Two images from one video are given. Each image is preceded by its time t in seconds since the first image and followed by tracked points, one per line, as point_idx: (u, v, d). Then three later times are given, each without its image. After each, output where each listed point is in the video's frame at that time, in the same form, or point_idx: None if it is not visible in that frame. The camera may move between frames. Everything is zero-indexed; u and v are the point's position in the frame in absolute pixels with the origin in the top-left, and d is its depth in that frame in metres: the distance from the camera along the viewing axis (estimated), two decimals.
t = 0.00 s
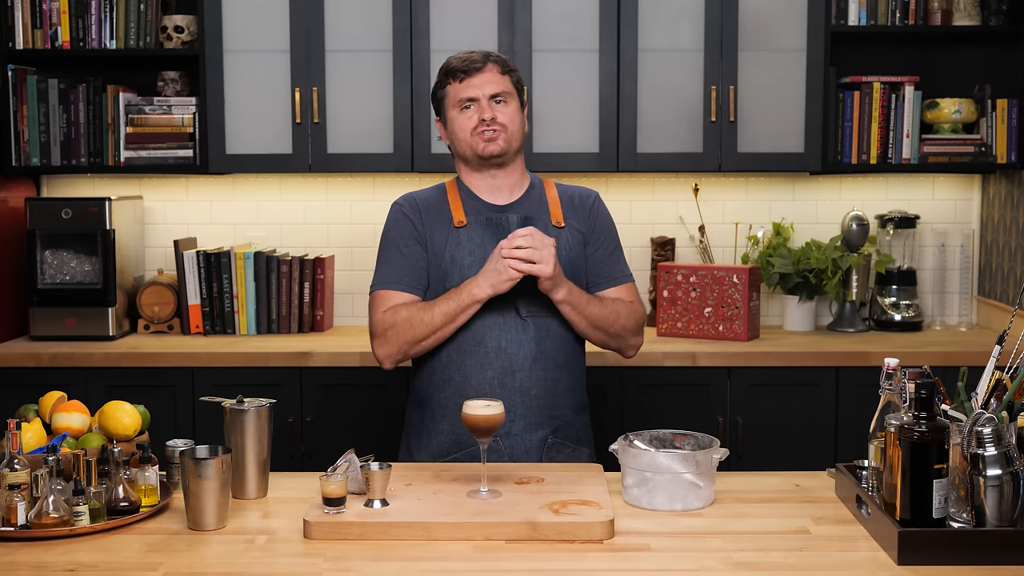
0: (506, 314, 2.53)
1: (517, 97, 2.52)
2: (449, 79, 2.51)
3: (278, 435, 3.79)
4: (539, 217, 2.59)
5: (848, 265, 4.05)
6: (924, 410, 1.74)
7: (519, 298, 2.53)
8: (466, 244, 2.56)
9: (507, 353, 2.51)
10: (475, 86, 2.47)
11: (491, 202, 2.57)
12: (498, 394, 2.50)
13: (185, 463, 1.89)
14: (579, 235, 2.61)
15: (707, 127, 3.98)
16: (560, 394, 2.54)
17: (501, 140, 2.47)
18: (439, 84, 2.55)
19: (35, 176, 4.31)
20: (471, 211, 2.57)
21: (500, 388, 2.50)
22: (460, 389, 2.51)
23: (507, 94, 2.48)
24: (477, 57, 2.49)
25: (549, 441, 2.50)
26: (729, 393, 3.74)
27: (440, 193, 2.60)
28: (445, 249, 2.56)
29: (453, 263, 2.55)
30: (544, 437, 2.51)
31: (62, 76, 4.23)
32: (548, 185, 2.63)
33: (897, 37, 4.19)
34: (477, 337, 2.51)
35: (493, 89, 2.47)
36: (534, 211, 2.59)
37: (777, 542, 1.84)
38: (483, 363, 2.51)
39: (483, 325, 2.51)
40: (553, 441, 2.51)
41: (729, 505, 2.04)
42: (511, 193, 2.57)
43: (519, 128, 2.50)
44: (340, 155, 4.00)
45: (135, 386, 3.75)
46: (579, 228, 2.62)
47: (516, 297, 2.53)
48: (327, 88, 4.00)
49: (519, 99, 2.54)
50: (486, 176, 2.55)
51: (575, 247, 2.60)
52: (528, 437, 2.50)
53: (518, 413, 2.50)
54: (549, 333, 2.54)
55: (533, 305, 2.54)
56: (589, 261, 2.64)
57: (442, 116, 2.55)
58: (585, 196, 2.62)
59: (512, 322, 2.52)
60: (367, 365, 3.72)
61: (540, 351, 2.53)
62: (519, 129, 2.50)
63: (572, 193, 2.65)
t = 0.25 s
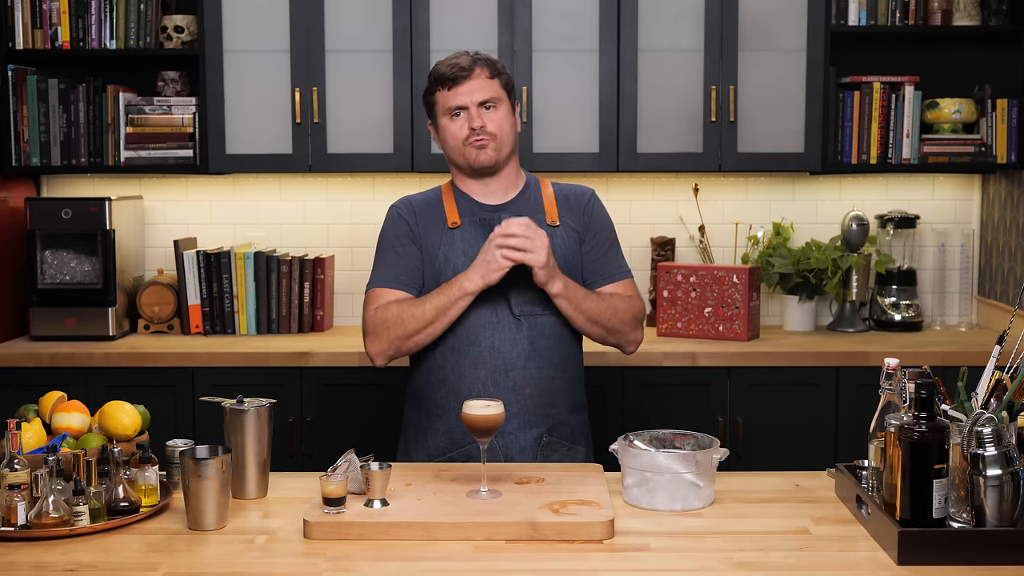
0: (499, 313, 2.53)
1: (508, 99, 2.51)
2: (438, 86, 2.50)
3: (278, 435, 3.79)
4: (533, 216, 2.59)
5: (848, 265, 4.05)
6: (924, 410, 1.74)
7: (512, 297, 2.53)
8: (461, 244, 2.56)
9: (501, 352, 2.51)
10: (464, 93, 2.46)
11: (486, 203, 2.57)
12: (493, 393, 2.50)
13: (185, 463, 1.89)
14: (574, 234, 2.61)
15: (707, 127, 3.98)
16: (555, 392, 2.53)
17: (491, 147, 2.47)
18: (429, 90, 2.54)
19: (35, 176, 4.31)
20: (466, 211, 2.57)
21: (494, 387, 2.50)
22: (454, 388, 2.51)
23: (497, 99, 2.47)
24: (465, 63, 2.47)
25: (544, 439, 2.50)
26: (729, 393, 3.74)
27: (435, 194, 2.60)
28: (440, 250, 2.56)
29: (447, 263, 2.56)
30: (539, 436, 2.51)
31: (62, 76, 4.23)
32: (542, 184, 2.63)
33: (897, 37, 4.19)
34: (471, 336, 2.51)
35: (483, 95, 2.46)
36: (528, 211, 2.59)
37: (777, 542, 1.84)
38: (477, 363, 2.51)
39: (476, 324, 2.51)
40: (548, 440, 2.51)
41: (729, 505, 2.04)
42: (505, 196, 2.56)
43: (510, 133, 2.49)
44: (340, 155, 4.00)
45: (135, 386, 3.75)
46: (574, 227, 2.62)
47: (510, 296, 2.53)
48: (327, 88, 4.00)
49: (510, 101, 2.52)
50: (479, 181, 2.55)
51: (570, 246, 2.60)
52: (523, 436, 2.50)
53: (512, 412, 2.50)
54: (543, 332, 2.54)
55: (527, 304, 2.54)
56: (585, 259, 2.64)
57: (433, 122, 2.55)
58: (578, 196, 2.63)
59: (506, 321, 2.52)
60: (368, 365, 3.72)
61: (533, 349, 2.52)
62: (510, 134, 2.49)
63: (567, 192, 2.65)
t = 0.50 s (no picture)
0: (493, 315, 2.53)
1: (504, 101, 2.50)
2: (434, 85, 2.49)
3: (277, 435, 3.79)
4: (528, 217, 2.59)
5: (848, 265, 4.05)
6: (924, 410, 1.74)
7: (506, 299, 2.54)
8: (454, 247, 2.56)
9: (496, 354, 2.52)
10: (460, 94, 2.45)
11: (481, 204, 2.57)
12: (488, 395, 2.51)
13: (185, 463, 1.89)
14: (569, 234, 2.62)
15: (707, 127, 3.98)
16: (551, 394, 2.53)
17: (488, 150, 2.46)
18: (424, 89, 2.52)
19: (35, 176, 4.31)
20: (460, 214, 2.57)
21: (489, 389, 2.51)
22: (449, 391, 2.51)
23: (492, 101, 2.46)
24: (462, 63, 2.46)
25: (539, 441, 2.50)
26: (728, 393, 3.74)
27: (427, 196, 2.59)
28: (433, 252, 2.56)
29: (441, 266, 2.55)
30: (535, 437, 2.50)
31: (62, 76, 4.23)
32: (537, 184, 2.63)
33: (897, 37, 4.19)
34: (466, 338, 2.52)
35: (479, 96, 2.45)
36: (523, 211, 2.59)
37: (777, 542, 1.84)
38: (472, 364, 2.51)
39: (471, 326, 2.52)
40: (544, 441, 2.50)
41: (729, 505, 2.04)
42: (500, 195, 2.58)
43: (505, 134, 2.49)
44: (340, 155, 4.00)
45: (135, 386, 3.75)
46: (569, 227, 2.62)
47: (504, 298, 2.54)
48: (327, 88, 4.00)
49: (505, 102, 2.52)
50: (474, 182, 2.56)
51: (565, 246, 2.61)
52: (519, 437, 2.49)
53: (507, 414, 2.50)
54: (537, 333, 2.54)
55: (521, 306, 2.54)
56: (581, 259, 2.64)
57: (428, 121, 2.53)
58: (579, 192, 2.61)
59: (500, 324, 2.53)
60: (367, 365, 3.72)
61: (528, 351, 2.52)
62: (506, 136, 2.49)
63: (561, 190, 2.65)
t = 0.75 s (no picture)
0: (489, 317, 2.53)
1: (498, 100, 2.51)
2: (429, 84, 2.49)
3: (277, 435, 3.79)
4: (524, 218, 2.59)
5: (848, 265, 4.05)
6: (924, 410, 1.74)
7: (502, 302, 2.54)
8: (450, 249, 2.56)
9: (492, 357, 2.52)
10: (455, 93, 2.45)
11: (475, 205, 2.58)
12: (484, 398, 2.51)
13: (185, 463, 1.89)
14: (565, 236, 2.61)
15: (707, 127, 3.98)
16: (548, 396, 2.53)
17: (483, 148, 2.46)
18: (419, 89, 2.52)
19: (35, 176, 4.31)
20: (455, 215, 2.57)
21: (485, 392, 2.51)
22: (446, 394, 2.52)
23: (487, 99, 2.46)
24: (457, 62, 2.46)
25: (536, 443, 2.50)
26: (728, 393, 3.74)
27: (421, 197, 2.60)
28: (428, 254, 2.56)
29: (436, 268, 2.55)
30: (532, 439, 2.51)
31: (62, 76, 4.23)
32: (532, 184, 2.63)
33: (897, 37, 4.19)
34: (463, 341, 2.52)
35: (474, 95, 2.45)
36: (519, 212, 2.59)
37: (777, 542, 1.84)
38: (468, 368, 2.51)
39: (467, 329, 2.52)
40: (541, 443, 2.51)
41: (729, 505, 2.04)
42: (495, 196, 2.58)
43: (500, 133, 2.49)
44: (340, 155, 4.00)
45: (135, 386, 3.75)
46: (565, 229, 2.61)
47: (500, 300, 2.54)
48: (327, 88, 4.00)
49: (500, 102, 2.52)
50: (469, 182, 2.57)
51: (561, 248, 2.60)
52: (516, 439, 2.50)
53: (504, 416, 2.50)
54: (534, 336, 2.54)
55: (517, 308, 2.54)
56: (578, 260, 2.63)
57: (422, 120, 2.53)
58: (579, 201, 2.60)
59: (496, 327, 2.53)
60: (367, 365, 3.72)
61: (525, 354, 2.52)
62: (501, 135, 2.49)
63: (557, 191, 2.65)
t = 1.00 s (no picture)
0: (486, 322, 2.56)
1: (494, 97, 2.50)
2: (423, 82, 2.48)
3: (277, 435, 3.79)
4: (521, 221, 2.58)
5: (848, 265, 4.05)
6: (924, 410, 1.74)
7: (499, 307, 2.56)
8: (446, 252, 2.56)
9: (489, 362, 2.54)
10: (450, 90, 2.44)
11: (471, 207, 2.57)
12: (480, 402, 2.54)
13: (185, 463, 1.89)
14: (563, 239, 2.59)
15: (707, 127, 3.98)
16: (544, 401, 2.55)
17: (479, 147, 2.45)
18: (413, 87, 2.52)
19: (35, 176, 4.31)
20: (451, 217, 2.57)
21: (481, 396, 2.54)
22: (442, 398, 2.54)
23: (483, 96, 2.45)
24: (451, 58, 2.45)
25: (532, 448, 2.50)
26: (728, 393, 3.74)
27: (415, 200, 2.59)
28: (424, 259, 2.56)
29: (433, 272, 2.55)
30: (527, 444, 2.50)
31: (62, 76, 4.23)
32: (529, 185, 2.61)
33: (897, 37, 4.19)
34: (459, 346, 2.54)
35: (469, 92, 2.44)
36: (515, 215, 2.58)
37: (777, 542, 1.84)
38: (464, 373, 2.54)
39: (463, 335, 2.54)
40: (536, 447, 2.50)
41: (729, 505, 2.04)
42: (492, 197, 2.57)
43: (496, 130, 2.48)
44: (340, 155, 4.00)
45: (136, 386, 3.75)
46: (563, 232, 2.59)
47: (497, 305, 2.56)
48: (327, 88, 4.00)
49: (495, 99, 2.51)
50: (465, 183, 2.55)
51: (558, 251, 2.58)
52: (511, 445, 2.49)
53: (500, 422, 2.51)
54: (530, 342, 2.56)
55: (514, 312, 2.56)
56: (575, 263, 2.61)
57: (417, 119, 2.52)
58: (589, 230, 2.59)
59: (493, 332, 2.55)
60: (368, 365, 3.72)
61: (521, 358, 2.55)
62: (497, 132, 2.48)
63: (556, 192, 2.62)
